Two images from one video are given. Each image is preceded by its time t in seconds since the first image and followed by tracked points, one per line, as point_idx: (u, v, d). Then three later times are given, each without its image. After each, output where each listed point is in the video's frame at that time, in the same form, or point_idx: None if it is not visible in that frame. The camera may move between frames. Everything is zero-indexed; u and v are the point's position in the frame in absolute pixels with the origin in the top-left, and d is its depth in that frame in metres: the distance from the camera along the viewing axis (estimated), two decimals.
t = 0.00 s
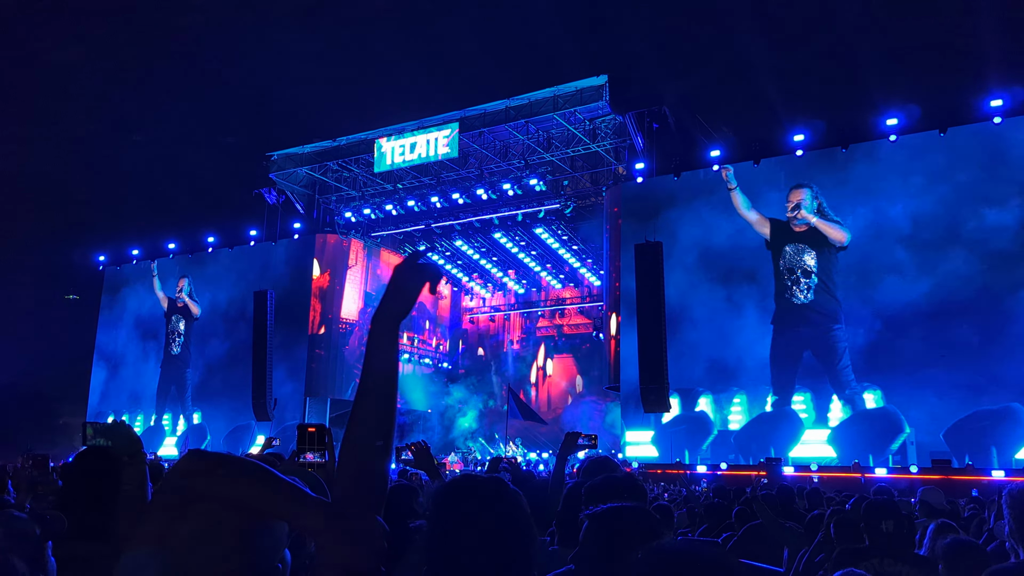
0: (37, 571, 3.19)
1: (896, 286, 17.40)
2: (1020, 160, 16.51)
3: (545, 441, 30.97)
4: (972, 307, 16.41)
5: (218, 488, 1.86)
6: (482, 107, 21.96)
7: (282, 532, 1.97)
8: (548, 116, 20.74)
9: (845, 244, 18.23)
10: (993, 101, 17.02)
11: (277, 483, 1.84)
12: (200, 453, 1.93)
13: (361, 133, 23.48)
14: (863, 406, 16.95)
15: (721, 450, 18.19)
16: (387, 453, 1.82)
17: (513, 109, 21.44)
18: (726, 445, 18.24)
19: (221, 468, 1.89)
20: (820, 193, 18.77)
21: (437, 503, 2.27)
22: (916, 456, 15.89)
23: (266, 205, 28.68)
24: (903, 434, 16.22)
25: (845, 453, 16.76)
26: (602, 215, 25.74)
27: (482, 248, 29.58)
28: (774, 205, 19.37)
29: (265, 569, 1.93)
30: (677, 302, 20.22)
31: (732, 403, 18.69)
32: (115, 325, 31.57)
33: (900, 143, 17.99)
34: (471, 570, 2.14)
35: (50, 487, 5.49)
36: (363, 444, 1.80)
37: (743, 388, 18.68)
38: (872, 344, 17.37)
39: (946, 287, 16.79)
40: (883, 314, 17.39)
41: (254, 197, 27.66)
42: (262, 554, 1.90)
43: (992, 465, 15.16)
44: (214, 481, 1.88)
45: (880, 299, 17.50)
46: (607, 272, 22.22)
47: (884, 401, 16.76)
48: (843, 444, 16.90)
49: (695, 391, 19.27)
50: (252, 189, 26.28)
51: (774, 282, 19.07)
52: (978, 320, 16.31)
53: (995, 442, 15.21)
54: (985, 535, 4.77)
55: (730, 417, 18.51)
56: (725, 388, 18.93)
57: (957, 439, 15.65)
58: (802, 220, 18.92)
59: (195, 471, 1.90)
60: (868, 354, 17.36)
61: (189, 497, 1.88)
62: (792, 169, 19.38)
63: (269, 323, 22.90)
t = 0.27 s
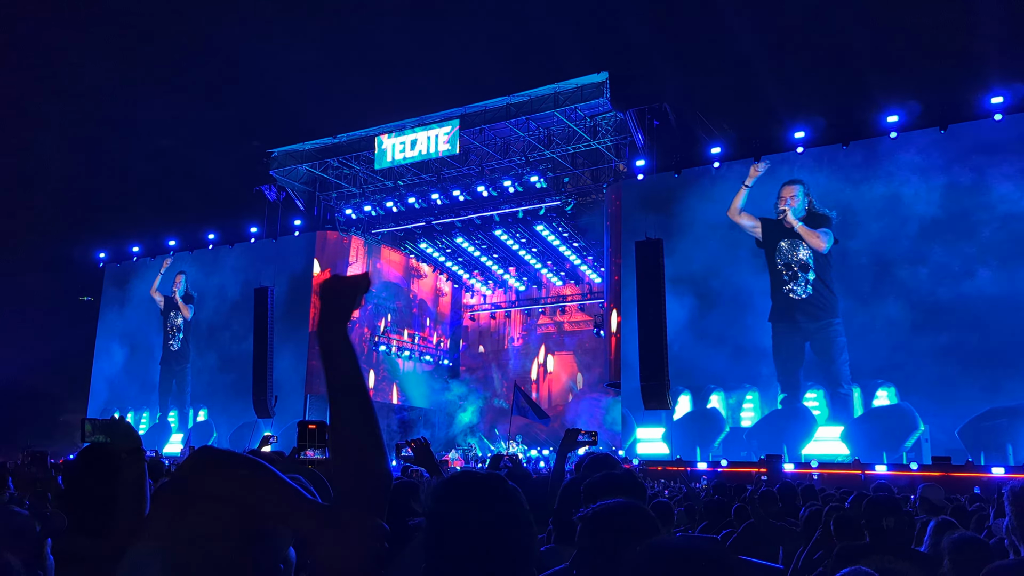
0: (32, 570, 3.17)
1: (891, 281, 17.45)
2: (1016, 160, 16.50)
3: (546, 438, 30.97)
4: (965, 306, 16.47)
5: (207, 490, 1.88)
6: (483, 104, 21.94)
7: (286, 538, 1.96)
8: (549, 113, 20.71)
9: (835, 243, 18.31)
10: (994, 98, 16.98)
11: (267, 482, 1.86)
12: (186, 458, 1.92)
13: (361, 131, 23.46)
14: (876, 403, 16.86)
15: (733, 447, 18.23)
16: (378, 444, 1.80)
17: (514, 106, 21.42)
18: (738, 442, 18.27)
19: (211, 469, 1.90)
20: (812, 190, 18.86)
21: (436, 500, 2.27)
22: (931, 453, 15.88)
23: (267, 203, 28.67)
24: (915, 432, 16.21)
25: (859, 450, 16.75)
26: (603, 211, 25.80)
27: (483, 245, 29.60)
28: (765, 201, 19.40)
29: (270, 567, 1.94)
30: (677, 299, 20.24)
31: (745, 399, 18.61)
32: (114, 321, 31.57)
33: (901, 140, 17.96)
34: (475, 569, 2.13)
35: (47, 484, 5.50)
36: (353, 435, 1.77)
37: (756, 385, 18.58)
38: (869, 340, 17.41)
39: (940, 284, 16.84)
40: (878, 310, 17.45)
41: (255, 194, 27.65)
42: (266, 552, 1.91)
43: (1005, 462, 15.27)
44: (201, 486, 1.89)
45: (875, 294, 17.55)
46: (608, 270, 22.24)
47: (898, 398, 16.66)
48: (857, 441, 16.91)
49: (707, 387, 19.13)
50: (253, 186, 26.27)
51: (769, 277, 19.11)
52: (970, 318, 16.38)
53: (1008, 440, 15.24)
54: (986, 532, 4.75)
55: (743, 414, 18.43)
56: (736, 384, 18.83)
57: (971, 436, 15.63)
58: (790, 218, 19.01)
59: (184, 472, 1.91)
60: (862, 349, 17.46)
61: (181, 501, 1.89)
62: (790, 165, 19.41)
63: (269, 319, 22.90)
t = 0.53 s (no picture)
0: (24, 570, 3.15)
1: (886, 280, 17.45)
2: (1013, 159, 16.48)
3: (545, 437, 30.95)
4: (960, 306, 16.47)
5: (204, 484, 1.93)
6: (483, 103, 21.93)
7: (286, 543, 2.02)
8: (548, 112, 20.71)
9: (826, 243, 18.38)
10: (994, 97, 17.02)
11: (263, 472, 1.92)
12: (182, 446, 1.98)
13: (361, 129, 23.45)
14: (878, 403, 16.88)
15: (734, 447, 18.27)
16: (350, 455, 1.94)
17: (513, 105, 21.42)
18: (739, 442, 18.30)
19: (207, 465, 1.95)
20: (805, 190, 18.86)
21: (433, 495, 2.25)
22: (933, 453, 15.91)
23: (267, 201, 28.67)
24: (918, 431, 16.29)
25: (860, 451, 16.88)
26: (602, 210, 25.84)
27: (482, 243, 29.59)
28: (760, 201, 19.48)
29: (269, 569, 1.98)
30: (675, 298, 20.28)
31: (745, 402, 18.65)
32: (114, 320, 31.60)
33: (900, 139, 17.93)
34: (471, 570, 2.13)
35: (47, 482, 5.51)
36: (324, 445, 1.93)
37: (756, 384, 18.62)
38: (867, 338, 17.41)
39: (936, 283, 16.85)
40: (874, 309, 17.47)
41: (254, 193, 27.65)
42: (269, 552, 1.95)
43: (1006, 461, 15.32)
44: (199, 478, 1.93)
45: (870, 293, 17.57)
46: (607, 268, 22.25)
47: (899, 397, 16.69)
48: (857, 441, 17.04)
49: (707, 386, 19.15)
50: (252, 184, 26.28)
51: (763, 276, 19.16)
52: (965, 317, 16.41)
53: (1010, 439, 15.27)
54: (984, 531, 4.74)
55: (744, 413, 18.54)
56: (739, 383, 18.84)
57: (976, 441, 15.60)
58: (783, 217, 19.08)
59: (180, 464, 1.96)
60: (858, 348, 17.48)
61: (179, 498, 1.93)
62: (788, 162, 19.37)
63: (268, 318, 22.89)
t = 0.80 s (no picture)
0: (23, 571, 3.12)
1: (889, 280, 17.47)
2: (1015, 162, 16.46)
3: (545, 437, 30.92)
4: (963, 306, 16.49)
5: (212, 467, 1.90)
6: (483, 103, 21.90)
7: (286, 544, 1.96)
8: (548, 112, 20.70)
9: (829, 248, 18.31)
10: (994, 97, 16.98)
11: (282, 464, 1.92)
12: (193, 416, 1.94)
13: (361, 130, 23.42)
14: (884, 405, 16.89)
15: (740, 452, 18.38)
16: (353, 460, 1.99)
17: (514, 105, 21.41)
18: (745, 446, 18.43)
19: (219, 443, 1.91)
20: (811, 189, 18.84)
21: (439, 494, 2.24)
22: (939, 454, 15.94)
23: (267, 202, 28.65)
24: (926, 433, 16.27)
25: (865, 454, 16.77)
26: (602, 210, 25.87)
27: (482, 244, 29.60)
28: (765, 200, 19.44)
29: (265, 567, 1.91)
30: (676, 299, 20.30)
31: (750, 404, 18.62)
32: (114, 320, 31.60)
33: (900, 140, 17.93)
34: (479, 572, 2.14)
35: (46, 482, 5.50)
36: (322, 444, 1.99)
37: (761, 386, 18.56)
38: (869, 338, 17.45)
39: (937, 285, 16.88)
40: (875, 308, 17.51)
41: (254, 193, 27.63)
42: (269, 543, 1.91)
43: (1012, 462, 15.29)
44: (209, 457, 1.91)
45: (872, 293, 17.59)
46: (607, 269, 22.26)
47: (906, 400, 16.70)
48: (863, 444, 16.92)
49: (713, 389, 19.10)
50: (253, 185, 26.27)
51: (764, 276, 19.18)
52: (966, 320, 16.44)
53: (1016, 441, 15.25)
54: (986, 529, 4.73)
55: (749, 416, 18.51)
56: (744, 386, 18.83)
57: (982, 441, 15.68)
58: (789, 217, 19.00)
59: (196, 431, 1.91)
60: (859, 348, 17.53)
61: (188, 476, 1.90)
62: (789, 162, 19.36)
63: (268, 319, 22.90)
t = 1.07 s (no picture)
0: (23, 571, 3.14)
1: (896, 281, 17.39)
2: None
3: (545, 437, 30.92)
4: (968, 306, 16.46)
5: (203, 477, 1.93)
6: (483, 103, 21.89)
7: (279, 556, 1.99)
8: (548, 112, 20.71)
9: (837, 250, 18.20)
10: (994, 97, 16.99)
11: (279, 470, 1.94)
12: (180, 437, 1.99)
13: (360, 130, 23.41)
14: (894, 406, 16.82)
15: (747, 451, 18.28)
16: (350, 463, 1.99)
17: (514, 105, 21.40)
18: (752, 446, 18.35)
19: (211, 455, 1.95)
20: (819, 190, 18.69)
21: (442, 496, 2.26)
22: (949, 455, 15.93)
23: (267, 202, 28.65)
24: (936, 434, 16.24)
25: (874, 455, 16.66)
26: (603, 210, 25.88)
27: (482, 244, 29.60)
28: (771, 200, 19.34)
29: (258, 568, 1.93)
30: (678, 300, 20.31)
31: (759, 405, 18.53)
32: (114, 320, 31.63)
33: (900, 140, 17.92)
34: (479, 571, 2.14)
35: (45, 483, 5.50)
36: (320, 451, 1.98)
37: (771, 387, 18.47)
38: (874, 339, 17.40)
39: (944, 287, 16.79)
40: (881, 310, 17.43)
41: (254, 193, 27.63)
42: (263, 546, 1.92)
43: None
44: (200, 469, 1.94)
45: (877, 293, 17.56)
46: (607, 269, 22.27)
47: (916, 400, 16.61)
48: (872, 446, 16.80)
49: (722, 390, 19.09)
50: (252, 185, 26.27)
51: (769, 277, 19.07)
52: (975, 322, 16.37)
53: None
54: (984, 528, 4.76)
55: (757, 417, 18.43)
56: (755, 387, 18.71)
57: (992, 441, 15.62)
58: (797, 218, 18.89)
59: (183, 448, 1.96)
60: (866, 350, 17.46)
61: (176, 489, 1.93)
62: (789, 163, 19.33)
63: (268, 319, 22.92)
